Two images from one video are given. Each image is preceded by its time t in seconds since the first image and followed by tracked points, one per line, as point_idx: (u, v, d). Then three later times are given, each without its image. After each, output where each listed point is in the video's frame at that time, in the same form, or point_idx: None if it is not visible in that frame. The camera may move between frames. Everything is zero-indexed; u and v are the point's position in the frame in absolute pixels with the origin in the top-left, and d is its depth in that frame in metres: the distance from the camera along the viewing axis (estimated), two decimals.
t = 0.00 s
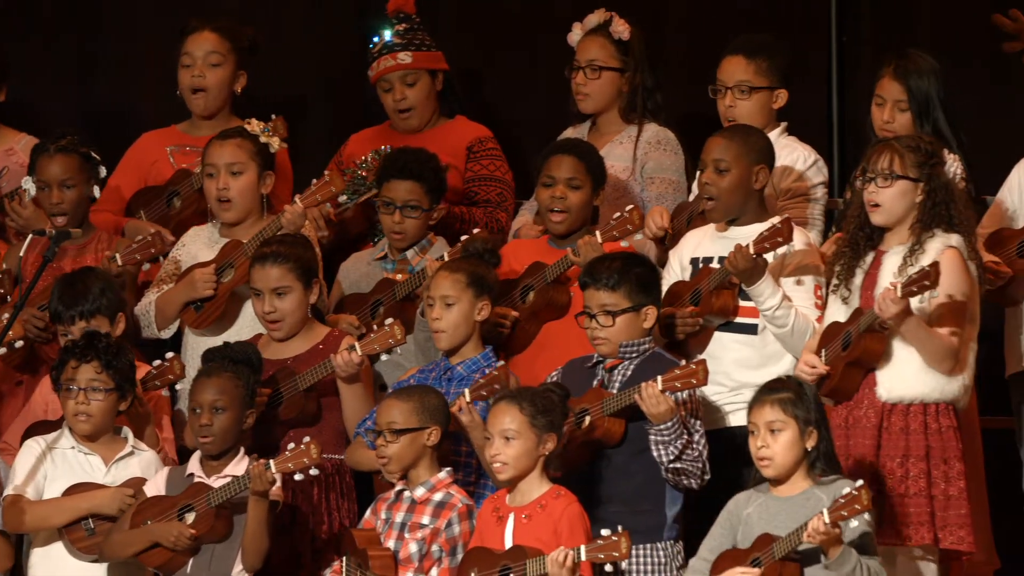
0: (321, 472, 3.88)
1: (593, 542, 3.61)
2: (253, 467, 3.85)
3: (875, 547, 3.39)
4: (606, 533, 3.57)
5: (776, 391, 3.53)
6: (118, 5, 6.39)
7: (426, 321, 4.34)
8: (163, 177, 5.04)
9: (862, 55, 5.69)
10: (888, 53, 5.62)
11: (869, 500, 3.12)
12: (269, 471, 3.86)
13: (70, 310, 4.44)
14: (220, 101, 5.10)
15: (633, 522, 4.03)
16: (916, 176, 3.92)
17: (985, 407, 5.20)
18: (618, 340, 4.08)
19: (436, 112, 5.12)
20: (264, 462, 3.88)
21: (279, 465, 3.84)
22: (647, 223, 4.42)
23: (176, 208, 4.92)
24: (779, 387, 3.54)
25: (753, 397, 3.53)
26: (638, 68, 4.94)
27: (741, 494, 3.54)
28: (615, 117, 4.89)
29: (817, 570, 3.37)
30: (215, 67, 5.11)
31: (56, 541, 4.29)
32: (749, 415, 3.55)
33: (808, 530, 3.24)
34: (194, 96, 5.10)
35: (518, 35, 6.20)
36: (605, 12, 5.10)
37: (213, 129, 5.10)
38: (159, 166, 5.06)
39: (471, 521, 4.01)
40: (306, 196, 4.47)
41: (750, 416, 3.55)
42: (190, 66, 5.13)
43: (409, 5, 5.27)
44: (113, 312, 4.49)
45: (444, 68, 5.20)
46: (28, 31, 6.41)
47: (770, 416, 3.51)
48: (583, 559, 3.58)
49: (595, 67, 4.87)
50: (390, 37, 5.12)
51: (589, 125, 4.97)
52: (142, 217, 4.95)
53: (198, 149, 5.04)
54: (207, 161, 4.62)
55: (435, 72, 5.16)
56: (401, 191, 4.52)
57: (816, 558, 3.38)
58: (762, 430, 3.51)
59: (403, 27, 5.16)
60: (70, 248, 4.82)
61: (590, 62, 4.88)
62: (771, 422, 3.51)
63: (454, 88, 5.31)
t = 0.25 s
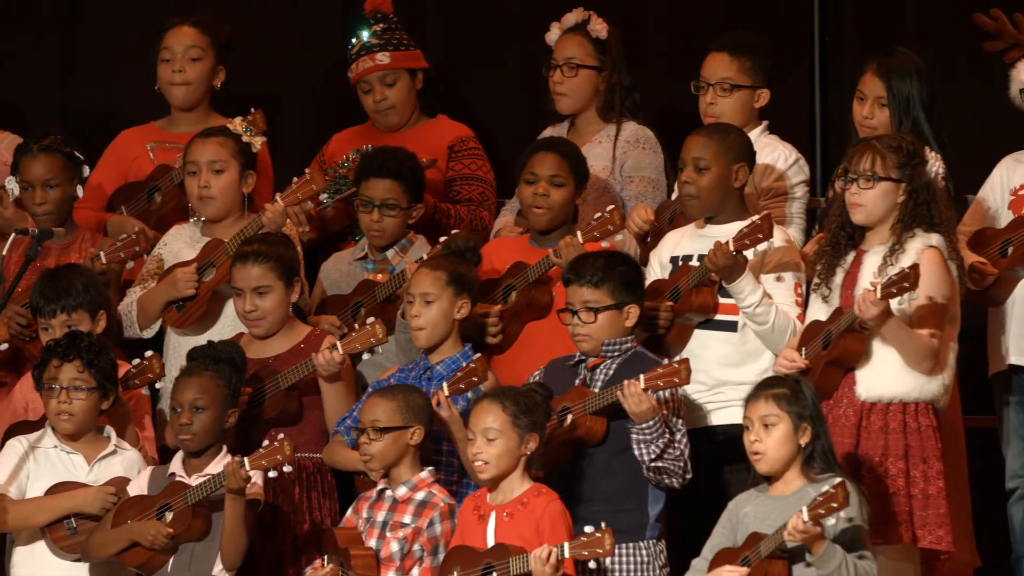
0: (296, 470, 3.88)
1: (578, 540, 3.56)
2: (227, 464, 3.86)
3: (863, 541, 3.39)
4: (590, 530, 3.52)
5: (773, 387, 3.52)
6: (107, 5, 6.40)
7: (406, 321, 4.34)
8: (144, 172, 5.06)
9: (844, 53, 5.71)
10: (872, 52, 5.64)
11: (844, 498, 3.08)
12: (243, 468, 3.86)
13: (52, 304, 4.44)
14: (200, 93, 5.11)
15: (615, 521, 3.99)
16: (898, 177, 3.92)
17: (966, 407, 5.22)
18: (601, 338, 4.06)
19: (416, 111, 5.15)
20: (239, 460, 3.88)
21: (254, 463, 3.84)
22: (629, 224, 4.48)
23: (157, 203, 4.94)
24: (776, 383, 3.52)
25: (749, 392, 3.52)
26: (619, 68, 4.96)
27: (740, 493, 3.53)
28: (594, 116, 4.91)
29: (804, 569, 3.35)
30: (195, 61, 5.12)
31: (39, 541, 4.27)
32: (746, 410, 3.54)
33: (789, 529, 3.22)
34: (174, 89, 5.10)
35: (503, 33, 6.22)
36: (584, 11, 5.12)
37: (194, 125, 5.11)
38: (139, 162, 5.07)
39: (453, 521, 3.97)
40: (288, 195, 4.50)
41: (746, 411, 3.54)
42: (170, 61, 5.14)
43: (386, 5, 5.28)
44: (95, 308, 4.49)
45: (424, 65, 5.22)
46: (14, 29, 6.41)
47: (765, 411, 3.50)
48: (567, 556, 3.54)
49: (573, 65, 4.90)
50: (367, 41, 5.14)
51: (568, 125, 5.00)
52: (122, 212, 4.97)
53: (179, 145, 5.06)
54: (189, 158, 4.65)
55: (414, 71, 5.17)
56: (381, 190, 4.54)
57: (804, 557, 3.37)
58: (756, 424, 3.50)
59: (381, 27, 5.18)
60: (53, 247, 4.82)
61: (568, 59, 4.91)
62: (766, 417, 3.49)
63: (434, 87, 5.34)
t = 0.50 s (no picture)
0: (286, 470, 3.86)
1: (562, 539, 3.53)
2: (219, 466, 3.86)
3: (832, 543, 3.39)
4: (574, 529, 3.50)
5: (752, 387, 3.54)
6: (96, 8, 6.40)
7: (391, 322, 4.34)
8: (131, 175, 5.06)
9: (830, 54, 5.74)
10: (858, 51, 5.68)
11: (812, 504, 3.10)
12: (234, 469, 3.86)
13: (39, 303, 4.45)
14: (187, 97, 5.13)
15: (600, 521, 3.98)
16: (883, 178, 3.92)
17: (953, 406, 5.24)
18: (587, 336, 4.04)
19: (402, 111, 5.17)
20: (229, 461, 3.88)
21: (244, 464, 3.83)
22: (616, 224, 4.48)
23: (143, 207, 4.93)
24: (755, 383, 3.54)
25: (728, 391, 3.54)
26: (602, 67, 5.02)
27: (715, 490, 3.54)
28: (578, 115, 4.97)
29: (770, 570, 3.36)
30: (180, 67, 5.13)
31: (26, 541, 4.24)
32: (724, 409, 3.56)
33: (755, 530, 3.23)
34: (159, 95, 5.11)
35: (492, 34, 6.23)
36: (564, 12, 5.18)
37: (181, 127, 5.11)
38: (126, 164, 5.08)
39: (439, 520, 3.94)
40: (272, 194, 4.50)
41: (725, 410, 3.55)
42: (154, 67, 5.14)
43: (374, 5, 5.31)
44: (81, 307, 4.50)
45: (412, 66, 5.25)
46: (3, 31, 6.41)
47: (743, 410, 3.51)
48: (551, 556, 3.51)
49: (556, 65, 4.95)
50: (355, 39, 5.18)
51: (553, 125, 5.06)
52: (110, 216, 4.98)
53: (166, 148, 5.06)
54: (176, 157, 4.66)
55: (402, 72, 5.20)
56: (365, 188, 4.56)
57: (770, 558, 3.38)
58: (733, 423, 3.51)
59: (370, 28, 5.21)
60: (40, 247, 4.84)
61: (551, 60, 4.96)
62: (743, 417, 3.51)
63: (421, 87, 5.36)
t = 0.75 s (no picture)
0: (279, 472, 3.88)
1: (546, 540, 3.53)
2: (212, 465, 3.85)
3: (790, 543, 3.39)
4: (556, 531, 3.49)
5: (715, 394, 3.50)
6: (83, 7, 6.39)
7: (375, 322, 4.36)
8: (114, 174, 5.07)
9: (816, 54, 5.76)
10: (844, 50, 5.70)
11: (778, 500, 3.11)
12: (227, 469, 3.87)
13: (24, 302, 4.45)
14: (170, 98, 5.13)
15: (587, 521, 3.99)
16: (868, 178, 3.92)
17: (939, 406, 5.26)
18: (572, 337, 4.04)
19: (387, 110, 5.17)
20: (222, 461, 3.88)
21: (238, 463, 3.83)
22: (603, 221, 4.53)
23: (127, 205, 4.95)
24: (718, 389, 3.50)
25: (692, 401, 3.50)
26: (590, 67, 5.03)
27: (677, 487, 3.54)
28: (565, 115, 4.97)
29: (729, 564, 3.37)
30: (163, 67, 5.13)
31: (11, 543, 4.23)
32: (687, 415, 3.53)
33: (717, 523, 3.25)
34: (143, 96, 5.12)
35: (480, 34, 6.24)
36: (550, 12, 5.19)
37: (164, 125, 5.12)
38: (109, 163, 5.09)
39: (425, 520, 3.94)
40: (256, 189, 4.52)
41: (691, 420, 3.51)
42: (139, 67, 5.15)
43: (362, 5, 5.33)
44: (67, 307, 4.51)
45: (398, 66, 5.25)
46: None
47: (713, 421, 3.47)
48: (534, 558, 3.51)
49: (542, 65, 4.95)
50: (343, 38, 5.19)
51: (539, 125, 5.06)
52: (94, 214, 4.96)
53: (149, 145, 5.08)
54: (162, 157, 4.67)
55: (389, 73, 5.21)
56: (347, 186, 4.58)
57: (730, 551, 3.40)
58: (706, 434, 3.47)
59: (356, 29, 5.22)
60: (25, 246, 4.86)
61: (537, 59, 4.96)
62: (715, 427, 3.47)
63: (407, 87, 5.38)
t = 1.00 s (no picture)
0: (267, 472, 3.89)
1: (531, 541, 3.53)
2: (199, 466, 3.86)
3: (770, 539, 3.42)
4: (542, 532, 3.50)
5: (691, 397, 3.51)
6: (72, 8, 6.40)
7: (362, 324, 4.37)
8: (101, 175, 5.09)
9: (804, 54, 5.78)
10: (830, 51, 5.72)
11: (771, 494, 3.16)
12: (214, 469, 3.87)
13: (9, 309, 4.46)
14: (158, 97, 5.14)
15: (574, 521, 3.99)
16: (854, 179, 3.93)
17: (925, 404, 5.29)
18: (558, 338, 4.05)
19: (374, 111, 5.19)
20: (210, 462, 3.88)
21: (224, 464, 3.84)
22: (593, 217, 4.56)
23: (116, 207, 4.94)
24: (691, 394, 3.50)
25: (670, 407, 3.50)
26: (578, 67, 5.03)
27: (653, 488, 3.54)
28: (554, 115, 4.98)
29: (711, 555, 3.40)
30: (151, 67, 5.14)
31: None
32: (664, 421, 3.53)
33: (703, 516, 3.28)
34: (131, 94, 5.12)
35: (470, 35, 6.26)
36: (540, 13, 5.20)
37: (150, 126, 5.13)
38: (95, 163, 5.11)
39: (413, 520, 3.94)
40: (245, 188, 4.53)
41: (670, 427, 3.51)
42: (126, 66, 5.15)
43: (349, 5, 5.34)
44: (53, 312, 4.52)
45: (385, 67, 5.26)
46: None
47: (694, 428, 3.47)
48: (518, 560, 3.51)
49: (533, 65, 4.95)
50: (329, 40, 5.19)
51: (528, 125, 5.07)
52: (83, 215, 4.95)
53: (135, 146, 5.09)
54: (152, 158, 4.68)
55: (376, 73, 5.21)
56: (335, 188, 4.59)
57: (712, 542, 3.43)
58: (690, 440, 3.47)
59: (343, 29, 5.23)
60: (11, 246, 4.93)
61: (528, 60, 4.96)
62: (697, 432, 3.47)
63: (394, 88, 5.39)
